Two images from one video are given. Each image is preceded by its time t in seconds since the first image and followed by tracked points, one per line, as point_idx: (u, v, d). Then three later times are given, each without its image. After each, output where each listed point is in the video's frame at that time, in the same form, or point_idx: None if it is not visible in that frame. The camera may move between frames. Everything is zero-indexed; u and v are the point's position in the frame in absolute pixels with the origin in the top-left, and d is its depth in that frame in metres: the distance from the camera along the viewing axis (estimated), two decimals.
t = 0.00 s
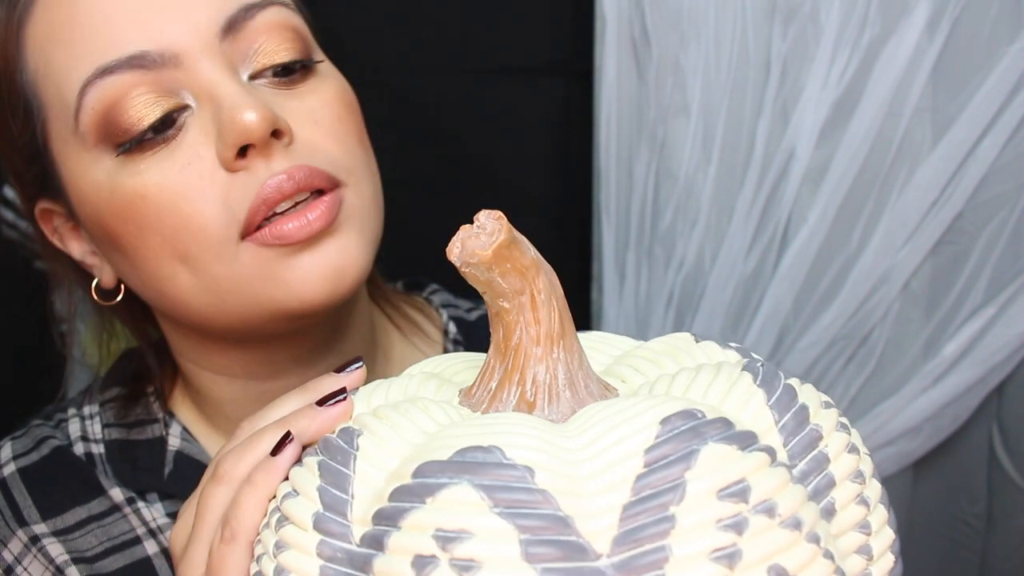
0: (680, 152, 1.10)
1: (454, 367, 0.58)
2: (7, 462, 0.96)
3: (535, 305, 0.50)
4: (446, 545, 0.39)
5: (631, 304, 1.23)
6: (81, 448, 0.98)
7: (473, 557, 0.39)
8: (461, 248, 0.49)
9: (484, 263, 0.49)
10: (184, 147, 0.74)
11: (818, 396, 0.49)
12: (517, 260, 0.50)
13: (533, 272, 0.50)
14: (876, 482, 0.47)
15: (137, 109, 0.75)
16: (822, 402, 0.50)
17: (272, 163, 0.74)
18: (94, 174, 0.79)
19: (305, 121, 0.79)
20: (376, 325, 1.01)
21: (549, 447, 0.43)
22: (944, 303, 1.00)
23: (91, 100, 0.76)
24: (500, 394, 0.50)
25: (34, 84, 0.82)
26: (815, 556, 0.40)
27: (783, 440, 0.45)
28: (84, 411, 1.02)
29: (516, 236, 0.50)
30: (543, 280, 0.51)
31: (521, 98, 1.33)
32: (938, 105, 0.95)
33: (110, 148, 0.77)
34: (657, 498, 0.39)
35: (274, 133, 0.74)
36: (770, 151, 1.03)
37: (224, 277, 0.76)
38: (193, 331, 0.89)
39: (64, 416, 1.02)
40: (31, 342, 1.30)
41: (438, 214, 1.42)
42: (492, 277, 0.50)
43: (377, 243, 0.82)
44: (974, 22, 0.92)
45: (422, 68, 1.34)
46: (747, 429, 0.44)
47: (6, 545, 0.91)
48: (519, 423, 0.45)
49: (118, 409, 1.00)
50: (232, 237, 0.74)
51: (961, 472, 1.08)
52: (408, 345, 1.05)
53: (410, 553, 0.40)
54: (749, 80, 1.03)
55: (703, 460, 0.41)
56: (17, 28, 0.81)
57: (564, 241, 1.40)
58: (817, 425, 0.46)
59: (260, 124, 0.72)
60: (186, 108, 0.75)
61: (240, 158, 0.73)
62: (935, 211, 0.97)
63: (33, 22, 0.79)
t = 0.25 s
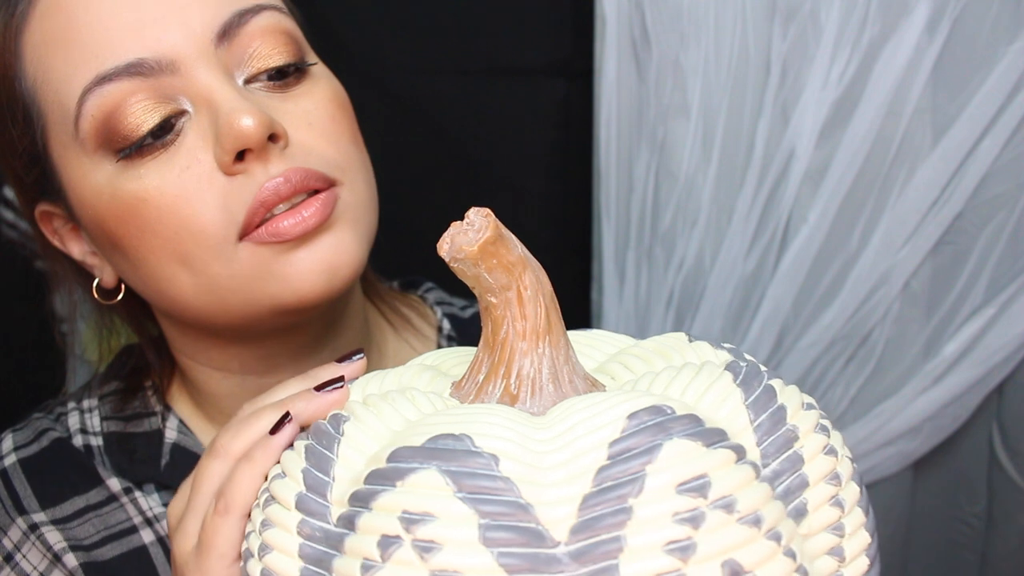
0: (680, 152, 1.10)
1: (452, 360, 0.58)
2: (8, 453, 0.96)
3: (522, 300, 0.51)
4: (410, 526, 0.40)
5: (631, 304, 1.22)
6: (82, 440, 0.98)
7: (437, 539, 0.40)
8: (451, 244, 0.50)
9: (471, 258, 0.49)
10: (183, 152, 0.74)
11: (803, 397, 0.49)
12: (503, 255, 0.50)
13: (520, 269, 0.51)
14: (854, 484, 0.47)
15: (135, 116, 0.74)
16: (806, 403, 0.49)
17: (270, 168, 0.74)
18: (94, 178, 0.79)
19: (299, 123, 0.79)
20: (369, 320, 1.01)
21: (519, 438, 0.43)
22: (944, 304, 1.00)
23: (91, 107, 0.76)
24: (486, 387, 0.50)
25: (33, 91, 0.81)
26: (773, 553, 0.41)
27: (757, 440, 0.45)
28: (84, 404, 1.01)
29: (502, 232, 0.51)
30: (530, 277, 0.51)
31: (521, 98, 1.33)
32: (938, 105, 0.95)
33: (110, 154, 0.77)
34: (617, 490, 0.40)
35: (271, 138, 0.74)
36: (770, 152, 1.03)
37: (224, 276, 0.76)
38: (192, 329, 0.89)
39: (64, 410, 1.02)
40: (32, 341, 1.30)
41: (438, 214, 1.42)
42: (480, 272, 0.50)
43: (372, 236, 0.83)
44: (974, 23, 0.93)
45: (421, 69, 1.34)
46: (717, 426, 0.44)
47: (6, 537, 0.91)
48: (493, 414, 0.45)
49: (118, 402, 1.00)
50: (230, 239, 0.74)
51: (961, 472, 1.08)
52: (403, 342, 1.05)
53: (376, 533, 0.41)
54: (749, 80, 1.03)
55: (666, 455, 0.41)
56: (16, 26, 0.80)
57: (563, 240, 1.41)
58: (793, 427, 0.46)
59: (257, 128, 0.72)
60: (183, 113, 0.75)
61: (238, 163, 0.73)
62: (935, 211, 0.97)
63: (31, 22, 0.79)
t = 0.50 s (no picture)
0: (679, 152, 1.10)
1: (445, 355, 0.57)
2: (17, 439, 0.95)
3: (509, 301, 0.51)
4: (378, 520, 0.41)
5: (630, 306, 1.22)
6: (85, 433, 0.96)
7: (402, 535, 0.40)
8: (442, 243, 0.50)
9: (459, 258, 0.50)
10: (182, 153, 0.74)
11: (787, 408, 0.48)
12: (491, 257, 0.50)
13: (508, 270, 0.51)
14: (830, 497, 0.46)
15: (136, 118, 0.74)
16: (790, 413, 0.48)
17: (266, 168, 0.74)
18: (96, 178, 0.79)
19: (293, 125, 0.79)
20: (366, 315, 1.00)
21: (493, 439, 0.43)
22: (944, 303, 1.01)
23: (92, 110, 0.76)
24: (472, 385, 0.50)
25: (37, 92, 0.81)
26: (733, 565, 0.40)
27: (731, 450, 0.44)
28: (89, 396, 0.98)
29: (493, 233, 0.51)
30: (518, 278, 0.51)
31: (521, 98, 1.33)
32: (939, 105, 0.95)
33: (110, 155, 0.77)
34: (580, 495, 0.40)
35: (267, 139, 0.74)
36: (770, 152, 1.03)
37: (222, 275, 0.77)
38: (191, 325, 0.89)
39: (67, 404, 0.99)
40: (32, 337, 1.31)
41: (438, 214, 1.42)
42: (468, 272, 0.51)
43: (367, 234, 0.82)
44: (975, 23, 0.93)
45: (421, 69, 1.34)
46: (692, 437, 0.44)
47: (11, 518, 0.90)
48: (470, 413, 0.46)
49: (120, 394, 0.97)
50: (228, 238, 0.75)
51: (961, 472, 1.08)
52: (401, 339, 1.04)
53: (348, 526, 0.41)
54: (749, 79, 1.03)
55: (632, 463, 0.41)
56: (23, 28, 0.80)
57: (562, 240, 1.41)
58: (769, 438, 0.45)
59: (254, 131, 0.72)
60: (183, 115, 0.74)
61: (236, 163, 0.73)
62: (935, 211, 0.97)
63: (37, 24, 0.79)
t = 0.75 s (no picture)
0: (679, 153, 1.10)
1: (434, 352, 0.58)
2: (32, 425, 0.91)
3: (489, 296, 0.51)
4: (350, 504, 0.41)
5: (630, 305, 1.22)
6: (99, 424, 0.91)
7: (374, 517, 0.40)
8: (422, 240, 0.51)
9: (437, 253, 0.50)
10: (176, 154, 0.73)
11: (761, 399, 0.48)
12: (470, 252, 0.51)
13: (487, 264, 0.51)
14: (803, 487, 0.46)
15: (132, 118, 0.73)
16: (766, 404, 0.48)
17: (259, 168, 0.72)
18: (95, 179, 0.78)
19: (287, 126, 0.76)
20: (366, 313, 0.96)
21: (465, 427, 0.44)
22: (944, 303, 1.01)
23: (90, 112, 0.75)
24: (453, 377, 0.50)
25: (38, 96, 0.81)
26: (696, 549, 0.40)
27: (701, 439, 0.44)
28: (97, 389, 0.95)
29: (472, 229, 0.51)
30: (497, 273, 0.51)
31: (521, 97, 1.33)
32: (938, 105, 0.95)
33: (108, 156, 0.76)
34: (544, 480, 0.40)
35: (260, 139, 0.72)
36: (770, 151, 1.03)
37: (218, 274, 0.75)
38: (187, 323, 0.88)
39: (78, 395, 0.95)
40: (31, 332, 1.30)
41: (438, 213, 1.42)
42: (447, 268, 0.51)
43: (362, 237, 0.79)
44: (975, 23, 0.93)
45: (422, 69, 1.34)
46: (658, 422, 0.44)
47: (27, 494, 0.86)
48: (445, 403, 0.46)
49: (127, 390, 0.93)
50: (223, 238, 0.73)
51: (961, 472, 1.08)
52: (401, 336, 1.00)
53: (323, 509, 0.42)
54: (749, 79, 1.03)
55: (599, 449, 0.41)
56: (22, 31, 0.80)
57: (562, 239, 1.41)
58: (740, 428, 0.45)
59: (246, 131, 0.70)
60: (177, 116, 0.73)
61: (229, 163, 0.71)
62: (935, 211, 0.97)
63: (36, 27, 0.78)
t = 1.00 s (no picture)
0: (679, 153, 1.11)
1: (429, 353, 0.58)
2: (39, 420, 0.91)
3: (479, 299, 0.51)
4: (332, 506, 0.41)
5: (630, 305, 1.22)
6: (105, 420, 0.91)
7: (355, 520, 0.40)
8: (411, 245, 0.51)
9: (427, 257, 0.51)
10: (176, 154, 0.73)
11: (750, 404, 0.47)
12: (459, 256, 0.51)
13: (476, 268, 0.51)
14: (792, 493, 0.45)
15: (132, 119, 0.73)
16: (757, 409, 0.48)
17: (259, 168, 0.72)
18: (95, 180, 0.78)
19: (287, 125, 0.76)
20: (367, 313, 0.94)
21: (450, 432, 0.44)
22: (944, 303, 1.01)
23: (90, 112, 0.75)
24: (444, 380, 0.50)
25: (38, 97, 0.81)
26: (675, 556, 0.40)
27: (688, 445, 0.44)
28: (100, 387, 0.94)
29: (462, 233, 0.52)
30: (488, 277, 0.51)
31: (520, 97, 1.33)
32: (938, 105, 0.95)
33: (108, 156, 0.76)
34: (524, 485, 0.40)
35: (259, 139, 0.72)
36: (770, 151, 1.03)
37: (217, 274, 0.75)
38: (188, 324, 0.87)
39: (83, 391, 0.95)
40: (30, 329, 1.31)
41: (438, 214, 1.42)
42: (437, 271, 0.51)
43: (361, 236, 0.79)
44: (974, 23, 0.93)
45: (421, 68, 1.34)
46: (642, 428, 0.44)
47: (35, 486, 0.86)
48: (430, 407, 0.46)
49: (131, 387, 0.94)
50: (221, 237, 0.73)
51: (961, 473, 1.08)
52: (403, 335, 0.98)
53: (306, 511, 0.42)
54: (749, 79, 1.03)
55: (580, 454, 0.41)
56: (23, 32, 0.80)
57: (562, 239, 1.41)
58: (727, 434, 0.45)
59: (246, 131, 0.70)
60: (178, 116, 0.73)
61: (228, 163, 0.72)
62: (936, 211, 0.97)
63: (37, 27, 0.78)
